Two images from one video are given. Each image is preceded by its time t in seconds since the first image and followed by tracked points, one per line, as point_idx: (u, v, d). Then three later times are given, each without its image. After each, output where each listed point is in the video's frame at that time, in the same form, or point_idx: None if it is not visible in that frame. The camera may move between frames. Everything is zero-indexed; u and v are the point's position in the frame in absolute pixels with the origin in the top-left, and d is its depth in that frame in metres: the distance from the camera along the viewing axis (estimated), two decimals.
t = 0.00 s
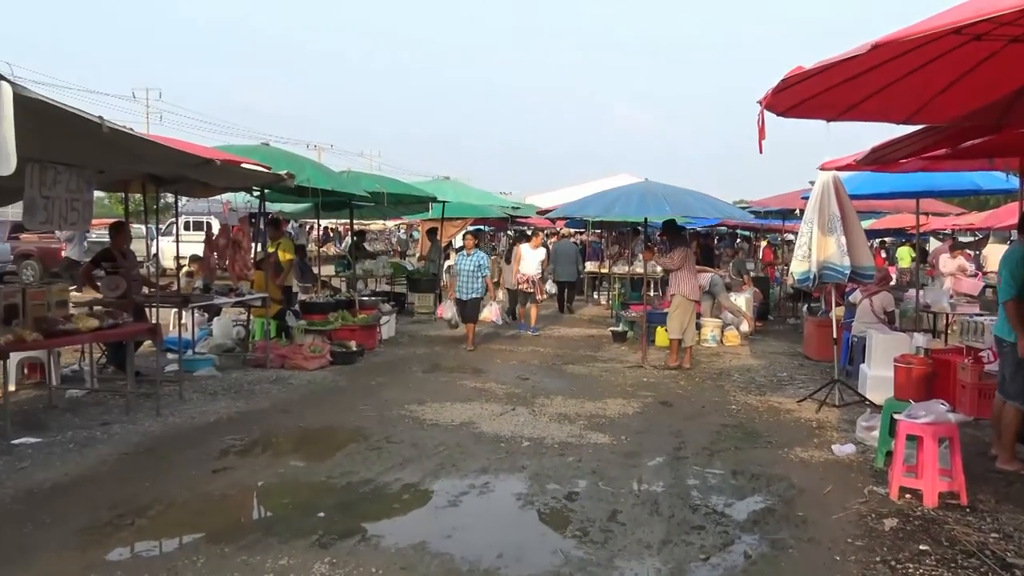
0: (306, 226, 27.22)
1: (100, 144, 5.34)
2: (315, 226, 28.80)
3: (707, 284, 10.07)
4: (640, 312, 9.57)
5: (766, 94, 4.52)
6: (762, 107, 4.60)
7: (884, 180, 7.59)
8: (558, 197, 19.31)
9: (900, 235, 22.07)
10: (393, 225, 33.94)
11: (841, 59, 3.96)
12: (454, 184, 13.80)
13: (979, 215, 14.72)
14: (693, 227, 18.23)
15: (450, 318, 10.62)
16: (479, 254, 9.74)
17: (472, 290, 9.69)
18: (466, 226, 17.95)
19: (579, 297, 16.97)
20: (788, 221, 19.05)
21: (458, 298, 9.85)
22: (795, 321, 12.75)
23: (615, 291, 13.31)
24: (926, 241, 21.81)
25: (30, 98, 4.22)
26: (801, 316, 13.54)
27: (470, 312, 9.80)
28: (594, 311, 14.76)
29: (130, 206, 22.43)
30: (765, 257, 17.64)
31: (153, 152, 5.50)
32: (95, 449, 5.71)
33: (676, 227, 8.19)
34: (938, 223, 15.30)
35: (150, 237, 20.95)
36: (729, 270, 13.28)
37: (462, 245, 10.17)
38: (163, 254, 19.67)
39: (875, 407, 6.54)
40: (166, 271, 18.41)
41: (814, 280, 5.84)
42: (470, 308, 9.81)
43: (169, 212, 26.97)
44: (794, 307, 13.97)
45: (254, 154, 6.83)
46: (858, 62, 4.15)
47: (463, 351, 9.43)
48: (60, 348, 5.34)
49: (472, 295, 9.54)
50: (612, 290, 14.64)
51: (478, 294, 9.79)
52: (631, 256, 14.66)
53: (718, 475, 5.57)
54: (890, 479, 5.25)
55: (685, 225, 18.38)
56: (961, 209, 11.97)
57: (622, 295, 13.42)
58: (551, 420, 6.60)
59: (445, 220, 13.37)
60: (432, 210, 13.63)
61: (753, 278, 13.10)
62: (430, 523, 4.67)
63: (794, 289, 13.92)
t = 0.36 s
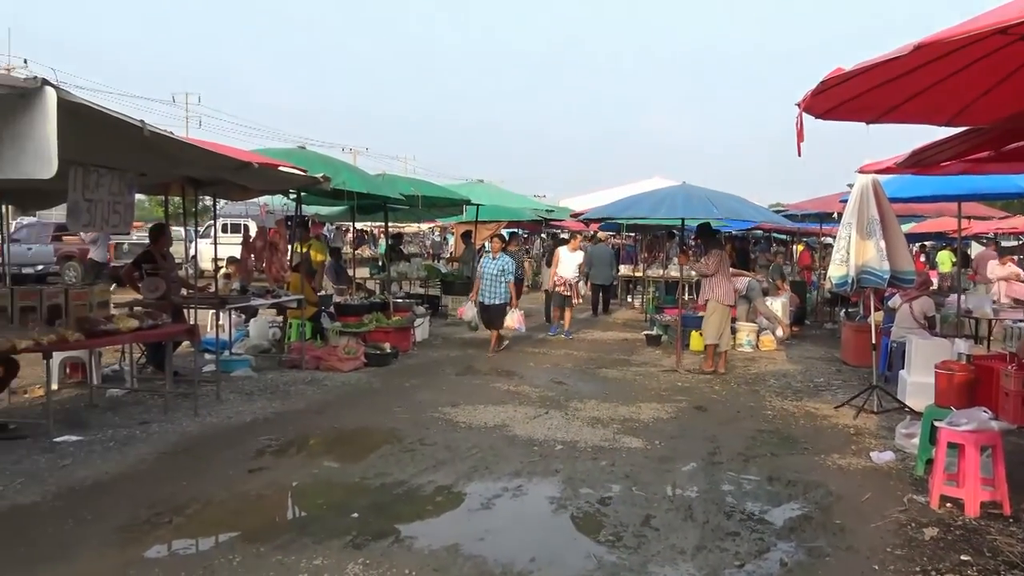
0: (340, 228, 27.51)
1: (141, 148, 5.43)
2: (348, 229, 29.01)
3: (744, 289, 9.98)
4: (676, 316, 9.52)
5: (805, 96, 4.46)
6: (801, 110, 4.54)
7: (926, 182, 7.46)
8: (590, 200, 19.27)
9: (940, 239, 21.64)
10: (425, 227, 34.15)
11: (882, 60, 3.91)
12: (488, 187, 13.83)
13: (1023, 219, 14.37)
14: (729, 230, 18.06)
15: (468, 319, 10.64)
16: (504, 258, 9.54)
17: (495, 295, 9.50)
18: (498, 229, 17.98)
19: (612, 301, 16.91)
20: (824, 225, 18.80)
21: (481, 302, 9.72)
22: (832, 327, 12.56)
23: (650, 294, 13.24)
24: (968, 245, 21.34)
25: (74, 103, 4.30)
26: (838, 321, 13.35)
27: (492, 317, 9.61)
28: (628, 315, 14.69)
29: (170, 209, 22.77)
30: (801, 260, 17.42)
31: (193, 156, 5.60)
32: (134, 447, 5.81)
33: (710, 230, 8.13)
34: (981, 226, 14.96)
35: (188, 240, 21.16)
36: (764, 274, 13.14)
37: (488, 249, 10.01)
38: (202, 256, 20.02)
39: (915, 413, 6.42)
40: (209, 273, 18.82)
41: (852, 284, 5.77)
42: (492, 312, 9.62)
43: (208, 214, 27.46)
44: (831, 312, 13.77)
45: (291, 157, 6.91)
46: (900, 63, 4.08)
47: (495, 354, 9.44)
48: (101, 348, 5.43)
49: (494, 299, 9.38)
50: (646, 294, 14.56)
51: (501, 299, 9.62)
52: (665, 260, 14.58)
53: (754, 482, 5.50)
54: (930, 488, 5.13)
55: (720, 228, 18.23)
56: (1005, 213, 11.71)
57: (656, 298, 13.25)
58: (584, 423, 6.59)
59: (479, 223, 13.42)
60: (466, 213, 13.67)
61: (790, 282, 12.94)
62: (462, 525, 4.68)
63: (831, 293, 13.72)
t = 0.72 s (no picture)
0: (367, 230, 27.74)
1: (173, 151, 5.51)
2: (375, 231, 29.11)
3: (777, 293, 9.97)
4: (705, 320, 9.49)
5: (837, 97, 4.42)
6: (832, 110, 4.50)
7: (961, 183, 7.37)
8: (616, 202, 19.23)
9: (974, 242, 21.25)
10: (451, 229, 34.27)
11: (917, 59, 3.87)
12: (515, 189, 13.83)
13: None
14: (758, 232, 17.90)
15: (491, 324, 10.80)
16: (520, 261, 9.41)
17: (511, 298, 9.39)
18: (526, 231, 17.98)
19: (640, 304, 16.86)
20: (854, 227, 18.56)
21: (499, 305, 9.64)
22: (864, 330, 12.40)
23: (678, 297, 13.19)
24: (1003, 248, 20.92)
25: (109, 106, 4.37)
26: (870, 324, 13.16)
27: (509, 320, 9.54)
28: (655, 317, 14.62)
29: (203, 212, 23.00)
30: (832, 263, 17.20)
31: (224, 159, 5.67)
32: (166, 446, 5.88)
33: (742, 231, 8.04)
34: (1016, 229, 14.66)
35: (219, 241, 21.08)
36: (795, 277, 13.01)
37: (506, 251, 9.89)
38: (233, 257, 20.25)
39: (949, 418, 6.33)
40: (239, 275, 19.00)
41: (884, 287, 5.78)
42: (509, 315, 9.54)
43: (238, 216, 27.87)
44: (863, 315, 13.58)
45: (320, 160, 6.98)
46: (934, 63, 4.03)
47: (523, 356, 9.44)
48: (134, 348, 5.50)
49: (511, 303, 9.30)
50: (675, 296, 14.49)
51: (519, 302, 9.52)
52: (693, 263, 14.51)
53: (783, 486, 5.44)
54: (964, 494, 5.01)
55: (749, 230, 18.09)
56: None
57: (685, 300, 13.23)
58: (611, 426, 6.57)
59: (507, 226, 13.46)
60: (494, 215, 13.67)
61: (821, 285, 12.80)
62: (489, 527, 4.68)
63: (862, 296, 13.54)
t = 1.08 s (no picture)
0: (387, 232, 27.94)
1: (198, 152, 5.56)
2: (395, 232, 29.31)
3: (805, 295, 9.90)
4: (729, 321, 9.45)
5: (864, 97, 4.39)
6: (860, 110, 4.47)
7: (990, 184, 7.33)
8: (636, 204, 19.20)
9: (1002, 243, 20.89)
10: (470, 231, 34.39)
11: (947, 59, 3.83)
12: (537, 189, 13.86)
13: None
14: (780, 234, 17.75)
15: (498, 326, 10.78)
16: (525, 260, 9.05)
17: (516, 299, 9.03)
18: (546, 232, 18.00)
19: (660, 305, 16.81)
20: (879, 228, 18.32)
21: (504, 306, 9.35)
22: (889, 332, 12.25)
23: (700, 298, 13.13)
24: None
25: (136, 108, 4.41)
26: (894, 326, 13.02)
27: (515, 321, 9.23)
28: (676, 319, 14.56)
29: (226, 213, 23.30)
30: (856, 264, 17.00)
31: (248, 160, 5.72)
32: (190, 445, 5.93)
33: (767, 233, 8.07)
34: None
35: (243, 242, 21.34)
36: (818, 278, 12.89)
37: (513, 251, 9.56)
38: (257, 257, 20.42)
39: (976, 422, 6.25)
40: (263, 274, 19.21)
41: (910, 290, 5.72)
42: (514, 317, 9.21)
43: (263, 218, 28.25)
44: (888, 317, 13.41)
45: (342, 161, 7.03)
46: (964, 62, 3.99)
47: (544, 357, 9.44)
48: (159, 348, 5.55)
49: (515, 305, 8.99)
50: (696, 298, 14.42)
51: (524, 303, 9.16)
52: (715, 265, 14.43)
53: (807, 490, 5.39)
54: (992, 499, 4.90)
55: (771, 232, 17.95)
56: None
57: (707, 302, 13.17)
58: (634, 428, 6.56)
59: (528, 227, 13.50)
60: (516, 216, 13.71)
61: (846, 286, 12.67)
62: (510, 528, 4.67)
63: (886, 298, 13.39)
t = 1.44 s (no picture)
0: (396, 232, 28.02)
1: (208, 154, 5.58)
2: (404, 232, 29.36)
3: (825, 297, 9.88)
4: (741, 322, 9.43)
5: (875, 97, 4.38)
6: (871, 110, 4.46)
7: (1003, 185, 7.36)
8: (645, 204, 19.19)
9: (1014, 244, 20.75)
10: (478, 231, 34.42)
11: (959, 58, 3.82)
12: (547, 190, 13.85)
13: None
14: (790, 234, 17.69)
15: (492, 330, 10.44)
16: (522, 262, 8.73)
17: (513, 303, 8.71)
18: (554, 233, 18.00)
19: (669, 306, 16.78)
20: (889, 228, 18.22)
21: (499, 309, 9.04)
22: (900, 334, 12.19)
23: (710, 298, 13.10)
24: None
25: (147, 109, 4.42)
26: (905, 327, 12.96)
27: (510, 325, 8.90)
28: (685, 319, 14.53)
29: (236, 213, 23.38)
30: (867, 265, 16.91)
31: (258, 162, 5.75)
32: (200, 445, 5.95)
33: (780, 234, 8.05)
34: None
35: (252, 243, 21.42)
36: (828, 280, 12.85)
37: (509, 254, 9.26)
38: (266, 258, 20.46)
39: (987, 424, 6.21)
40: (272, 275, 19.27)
41: (921, 290, 5.71)
42: (509, 321, 8.87)
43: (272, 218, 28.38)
44: (899, 318, 13.34)
45: (352, 162, 7.04)
46: (976, 61, 3.98)
47: (553, 358, 9.44)
48: (169, 348, 5.57)
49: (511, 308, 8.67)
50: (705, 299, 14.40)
51: (521, 307, 8.85)
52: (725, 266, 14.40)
53: (817, 492, 5.36)
54: (1004, 502, 4.87)
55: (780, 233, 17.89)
56: None
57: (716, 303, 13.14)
58: (643, 429, 6.55)
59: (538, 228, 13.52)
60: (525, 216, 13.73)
61: (856, 287, 12.62)
62: (518, 529, 4.67)
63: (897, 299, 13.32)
